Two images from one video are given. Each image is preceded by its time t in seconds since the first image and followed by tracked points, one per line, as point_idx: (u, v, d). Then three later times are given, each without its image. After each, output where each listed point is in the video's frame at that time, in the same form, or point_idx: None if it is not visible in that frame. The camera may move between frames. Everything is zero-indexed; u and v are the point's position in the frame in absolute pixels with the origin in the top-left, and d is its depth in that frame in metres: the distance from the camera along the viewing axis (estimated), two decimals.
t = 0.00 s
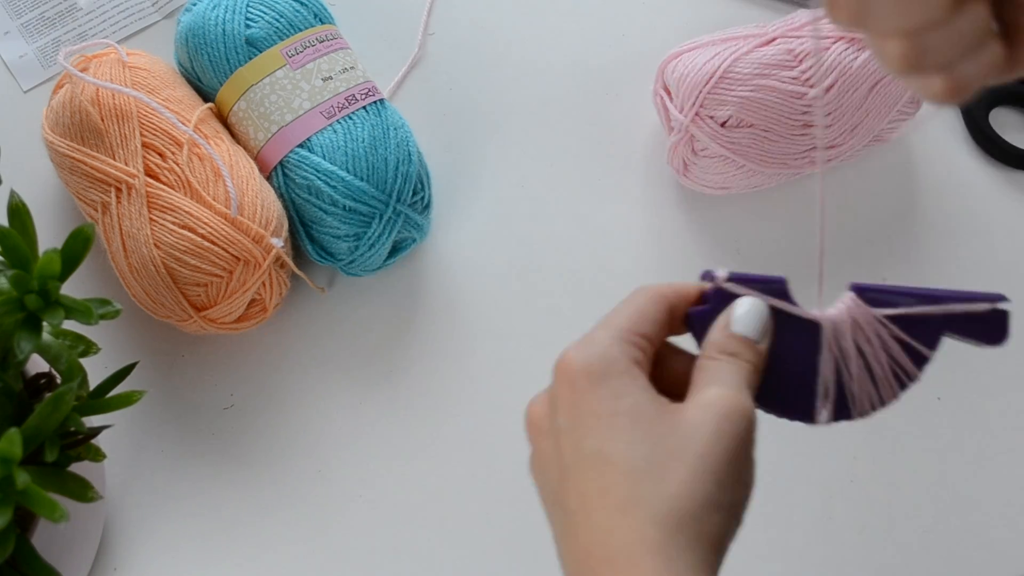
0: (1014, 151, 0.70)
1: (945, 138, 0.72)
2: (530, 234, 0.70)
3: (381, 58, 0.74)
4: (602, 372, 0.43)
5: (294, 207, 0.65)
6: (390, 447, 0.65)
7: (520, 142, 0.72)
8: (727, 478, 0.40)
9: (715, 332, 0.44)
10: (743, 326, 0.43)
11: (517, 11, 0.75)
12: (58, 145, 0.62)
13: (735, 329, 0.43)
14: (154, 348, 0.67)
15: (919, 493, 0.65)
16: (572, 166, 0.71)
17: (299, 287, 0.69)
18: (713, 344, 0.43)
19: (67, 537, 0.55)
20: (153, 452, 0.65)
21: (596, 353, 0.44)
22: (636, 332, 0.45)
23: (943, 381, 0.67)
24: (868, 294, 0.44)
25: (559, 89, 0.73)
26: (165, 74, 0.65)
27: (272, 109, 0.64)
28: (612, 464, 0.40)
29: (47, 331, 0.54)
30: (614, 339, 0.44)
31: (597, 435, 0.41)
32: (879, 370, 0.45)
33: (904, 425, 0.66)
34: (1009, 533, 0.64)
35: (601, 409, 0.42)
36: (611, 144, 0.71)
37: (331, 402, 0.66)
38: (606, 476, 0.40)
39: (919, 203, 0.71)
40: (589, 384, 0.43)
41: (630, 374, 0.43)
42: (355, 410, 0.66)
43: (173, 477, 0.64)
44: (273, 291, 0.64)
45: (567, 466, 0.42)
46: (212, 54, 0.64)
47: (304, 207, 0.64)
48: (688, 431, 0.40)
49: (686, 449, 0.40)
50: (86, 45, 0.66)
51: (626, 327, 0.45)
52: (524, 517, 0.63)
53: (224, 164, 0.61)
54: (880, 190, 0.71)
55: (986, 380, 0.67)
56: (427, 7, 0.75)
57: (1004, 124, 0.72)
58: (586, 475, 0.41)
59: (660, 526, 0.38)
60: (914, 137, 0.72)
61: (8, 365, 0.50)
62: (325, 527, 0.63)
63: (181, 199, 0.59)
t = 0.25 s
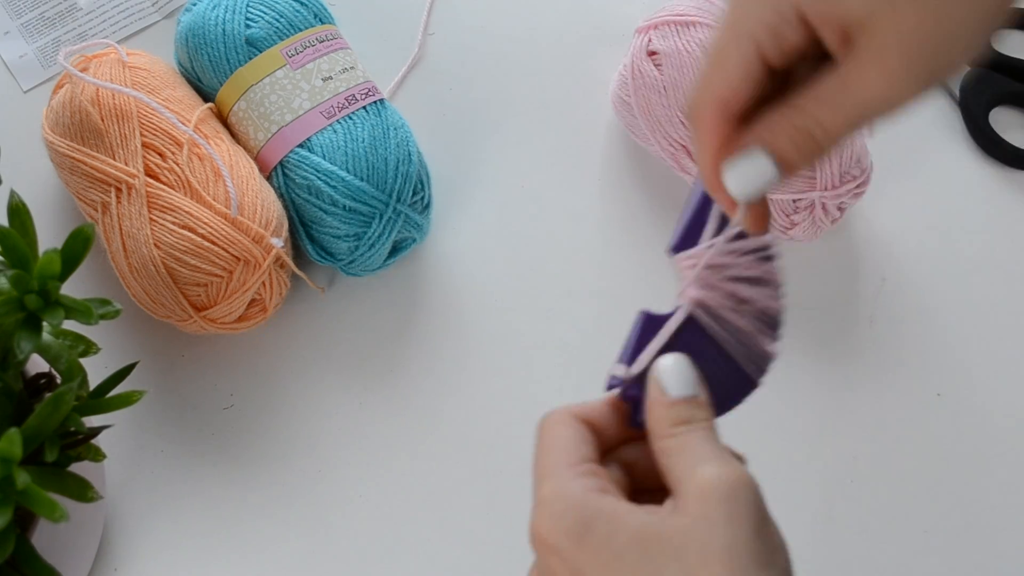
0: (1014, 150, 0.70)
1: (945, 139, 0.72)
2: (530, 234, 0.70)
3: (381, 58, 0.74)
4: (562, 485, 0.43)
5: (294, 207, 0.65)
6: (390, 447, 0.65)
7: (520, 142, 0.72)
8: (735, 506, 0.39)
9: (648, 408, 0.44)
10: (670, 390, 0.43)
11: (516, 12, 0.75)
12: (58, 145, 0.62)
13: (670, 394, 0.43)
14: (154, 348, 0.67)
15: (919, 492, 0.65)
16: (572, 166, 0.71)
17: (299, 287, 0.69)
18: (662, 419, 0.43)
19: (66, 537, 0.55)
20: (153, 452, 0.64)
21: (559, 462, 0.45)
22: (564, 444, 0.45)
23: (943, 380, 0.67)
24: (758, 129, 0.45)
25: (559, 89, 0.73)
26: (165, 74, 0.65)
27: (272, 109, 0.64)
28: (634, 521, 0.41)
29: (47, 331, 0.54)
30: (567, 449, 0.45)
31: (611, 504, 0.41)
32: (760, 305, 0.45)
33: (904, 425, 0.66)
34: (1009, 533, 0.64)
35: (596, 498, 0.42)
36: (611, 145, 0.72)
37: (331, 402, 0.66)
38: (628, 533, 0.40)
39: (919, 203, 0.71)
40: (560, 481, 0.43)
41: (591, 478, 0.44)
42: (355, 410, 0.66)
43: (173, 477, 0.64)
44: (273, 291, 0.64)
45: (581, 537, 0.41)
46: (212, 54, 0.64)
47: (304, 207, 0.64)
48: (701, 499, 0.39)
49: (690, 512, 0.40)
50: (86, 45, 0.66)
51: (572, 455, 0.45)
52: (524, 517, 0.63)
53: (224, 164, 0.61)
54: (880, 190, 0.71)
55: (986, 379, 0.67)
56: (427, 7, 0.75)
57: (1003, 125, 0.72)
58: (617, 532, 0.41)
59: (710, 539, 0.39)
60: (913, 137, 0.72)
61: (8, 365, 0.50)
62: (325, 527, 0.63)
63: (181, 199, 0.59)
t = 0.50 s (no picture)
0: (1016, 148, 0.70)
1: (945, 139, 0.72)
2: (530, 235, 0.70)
3: (381, 58, 0.74)
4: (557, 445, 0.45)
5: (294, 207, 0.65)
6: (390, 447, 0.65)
7: (521, 142, 0.72)
8: (676, 475, 0.39)
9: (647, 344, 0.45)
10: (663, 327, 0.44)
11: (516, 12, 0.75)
12: (58, 145, 0.62)
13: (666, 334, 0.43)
14: (154, 348, 0.67)
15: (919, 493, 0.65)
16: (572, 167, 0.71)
17: (299, 288, 0.69)
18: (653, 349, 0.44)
19: (66, 538, 0.55)
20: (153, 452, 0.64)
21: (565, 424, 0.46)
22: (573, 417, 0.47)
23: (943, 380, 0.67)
24: (728, 20, 0.33)
25: (559, 89, 0.73)
26: (165, 74, 0.65)
27: (272, 109, 0.64)
28: (589, 494, 0.41)
29: (47, 331, 0.54)
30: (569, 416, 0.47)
31: (579, 475, 0.43)
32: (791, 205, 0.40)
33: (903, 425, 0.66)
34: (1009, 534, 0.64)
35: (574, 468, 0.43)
36: (612, 145, 0.71)
37: (331, 402, 0.66)
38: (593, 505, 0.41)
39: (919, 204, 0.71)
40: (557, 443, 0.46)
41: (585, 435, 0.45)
42: (355, 410, 0.66)
43: (172, 477, 0.64)
44: (273, 291, 0.64)
45: (561, 504, 0.43)
46: (212, 54, 0.64)
47: (304, 207, 0.64)
48: (635, 453, 0.40)
49: (637, 477, 0.39)
50: (86, 45, 0.66)
51: (582, 390, 0.49)
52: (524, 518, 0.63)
53: (224, 164, 0.61)
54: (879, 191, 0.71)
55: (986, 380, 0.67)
56: (427, 7, 0.75)
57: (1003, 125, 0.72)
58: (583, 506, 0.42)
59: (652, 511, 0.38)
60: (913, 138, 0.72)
61: (8, 365, 0.50)
62: (325, 527, 0.63)
63: (181, 199, 0.59)
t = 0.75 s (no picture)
0: (1014, 150, 0.70)
1: (945, 139, 0.72)
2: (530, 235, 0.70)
3: (381, 58, 0.74)
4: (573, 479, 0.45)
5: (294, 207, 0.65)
6: (390, 447, 0.65)
7: (520, 143, 0.72)
8: (703, 494, 0.39)
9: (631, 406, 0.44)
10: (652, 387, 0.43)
11: (516, 12, 0.75)
12: (58, 145, 0.62)
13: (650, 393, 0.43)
14: (154, 348, 0.67)
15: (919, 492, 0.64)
16: (571, 167, 0.71)
17: (299, 287, 0.69)
18: (638, 413, 0.43)
19: (67, 537, 0.55)
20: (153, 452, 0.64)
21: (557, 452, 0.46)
22: (558, 442, 0.47)
23: (944, 379, 0.67)
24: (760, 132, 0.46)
25: (559, 89, 0.73)
26: (165, 74, 0.65)
27: (272, 109, 0.64)
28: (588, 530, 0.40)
29: (47, 331, 0.54)
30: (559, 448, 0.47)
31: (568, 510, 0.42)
32: (769, 295, 0.45)
33: (903, 424, 0.66)
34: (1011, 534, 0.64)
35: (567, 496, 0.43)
36: (611, 145, 0.71)
37: (331, 402, 0.66)
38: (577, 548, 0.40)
39: (919, 203, 0.71)
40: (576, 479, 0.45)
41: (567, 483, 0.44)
42: (355, 410, 0.66)
43: (172, 477, 0.64)
44: (273, 291, 0.64)
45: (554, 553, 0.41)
46: (212, 54, 0.64)
47: (304, 207, 0.64)
48: (653, 481, 0.39)
49: (646, 511, 0.39)
50: (86, 45, 0.66)
51: (562, 455, 0.46)
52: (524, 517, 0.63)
53: (224, 164, 0.61)
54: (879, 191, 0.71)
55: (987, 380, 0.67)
56: (426, 7, 0.75)
57: (1003, 125, 0.72)
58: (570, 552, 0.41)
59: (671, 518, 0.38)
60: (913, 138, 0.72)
61: (8, 365, 0.50)
62: (326, 527, 0.63)
63: (181, 199, 0.59)
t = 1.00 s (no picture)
0: (1013, 150, 0.68)
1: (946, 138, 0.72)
2: (530, 236, 0.70)
3: (382, 57, 0.73)
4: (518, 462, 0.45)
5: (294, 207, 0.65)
6: (390, 447, 0.65)
7: (521, 144, 0.72)
8: (655, 468, 0.41)
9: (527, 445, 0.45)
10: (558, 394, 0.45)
11: (517, 11, 0.75)
12: (58, 145, 0.62)
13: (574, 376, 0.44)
14: (155, 348, 0.67)
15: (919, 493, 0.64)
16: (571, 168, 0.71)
17: (299, 287, 0.69)
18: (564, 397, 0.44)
19: (67, 538, 0.55)
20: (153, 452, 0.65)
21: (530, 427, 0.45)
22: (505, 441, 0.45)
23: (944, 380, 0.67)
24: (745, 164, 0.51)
25: (560, 89, 0.73)
26: (165, 74, 0.65)
27: (272, 110, 0.64)
28: (559, 505, 0.40)
29: (47, 331, 0.54)
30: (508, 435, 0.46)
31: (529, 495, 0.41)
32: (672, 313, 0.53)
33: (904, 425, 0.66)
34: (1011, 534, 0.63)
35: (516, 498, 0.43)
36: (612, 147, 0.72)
37: (331, 402, 0.66)
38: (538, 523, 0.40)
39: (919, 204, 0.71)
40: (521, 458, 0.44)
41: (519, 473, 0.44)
42: (356, 410, 0.66)
43: (173, 477, 0.64)
44: (273, 291, 0.64)
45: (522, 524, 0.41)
46: (212, 54, 0.64)
47: (304, 207, 0.64)
48: (600, 463, 0.41)
49: (604, 489, 0.40)
50: (86, 45, 0.66)
51: (501, 437, 0.45)
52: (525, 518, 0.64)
53: (224, 164, 0.61)
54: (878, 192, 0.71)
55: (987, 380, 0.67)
56: (427, 7, 0.75)
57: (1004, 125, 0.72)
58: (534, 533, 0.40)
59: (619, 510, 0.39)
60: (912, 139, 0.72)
61: (8, 365, 0.50)
62: (326, 527, 0.63)
63: (181, 199, 0.59)
